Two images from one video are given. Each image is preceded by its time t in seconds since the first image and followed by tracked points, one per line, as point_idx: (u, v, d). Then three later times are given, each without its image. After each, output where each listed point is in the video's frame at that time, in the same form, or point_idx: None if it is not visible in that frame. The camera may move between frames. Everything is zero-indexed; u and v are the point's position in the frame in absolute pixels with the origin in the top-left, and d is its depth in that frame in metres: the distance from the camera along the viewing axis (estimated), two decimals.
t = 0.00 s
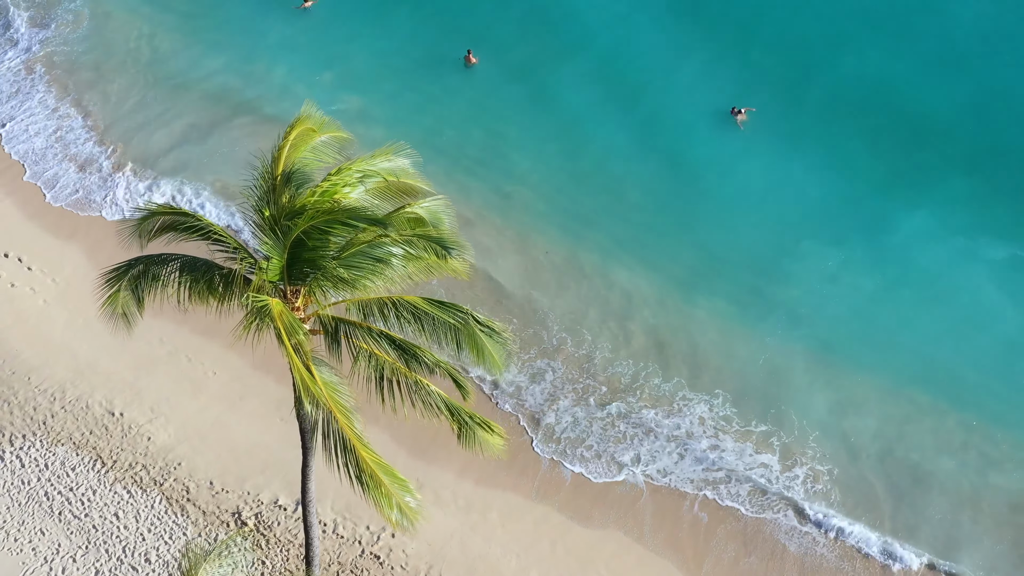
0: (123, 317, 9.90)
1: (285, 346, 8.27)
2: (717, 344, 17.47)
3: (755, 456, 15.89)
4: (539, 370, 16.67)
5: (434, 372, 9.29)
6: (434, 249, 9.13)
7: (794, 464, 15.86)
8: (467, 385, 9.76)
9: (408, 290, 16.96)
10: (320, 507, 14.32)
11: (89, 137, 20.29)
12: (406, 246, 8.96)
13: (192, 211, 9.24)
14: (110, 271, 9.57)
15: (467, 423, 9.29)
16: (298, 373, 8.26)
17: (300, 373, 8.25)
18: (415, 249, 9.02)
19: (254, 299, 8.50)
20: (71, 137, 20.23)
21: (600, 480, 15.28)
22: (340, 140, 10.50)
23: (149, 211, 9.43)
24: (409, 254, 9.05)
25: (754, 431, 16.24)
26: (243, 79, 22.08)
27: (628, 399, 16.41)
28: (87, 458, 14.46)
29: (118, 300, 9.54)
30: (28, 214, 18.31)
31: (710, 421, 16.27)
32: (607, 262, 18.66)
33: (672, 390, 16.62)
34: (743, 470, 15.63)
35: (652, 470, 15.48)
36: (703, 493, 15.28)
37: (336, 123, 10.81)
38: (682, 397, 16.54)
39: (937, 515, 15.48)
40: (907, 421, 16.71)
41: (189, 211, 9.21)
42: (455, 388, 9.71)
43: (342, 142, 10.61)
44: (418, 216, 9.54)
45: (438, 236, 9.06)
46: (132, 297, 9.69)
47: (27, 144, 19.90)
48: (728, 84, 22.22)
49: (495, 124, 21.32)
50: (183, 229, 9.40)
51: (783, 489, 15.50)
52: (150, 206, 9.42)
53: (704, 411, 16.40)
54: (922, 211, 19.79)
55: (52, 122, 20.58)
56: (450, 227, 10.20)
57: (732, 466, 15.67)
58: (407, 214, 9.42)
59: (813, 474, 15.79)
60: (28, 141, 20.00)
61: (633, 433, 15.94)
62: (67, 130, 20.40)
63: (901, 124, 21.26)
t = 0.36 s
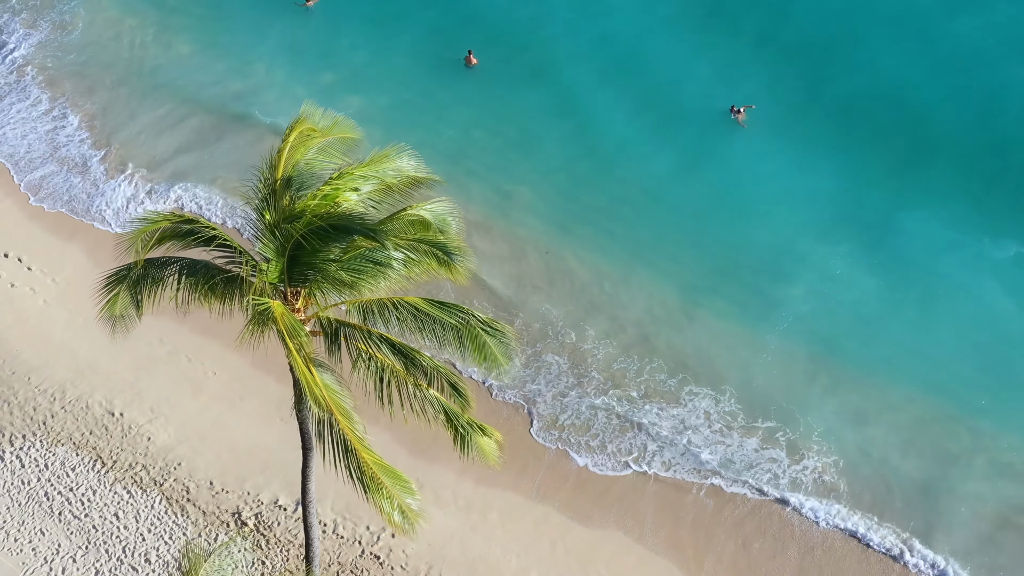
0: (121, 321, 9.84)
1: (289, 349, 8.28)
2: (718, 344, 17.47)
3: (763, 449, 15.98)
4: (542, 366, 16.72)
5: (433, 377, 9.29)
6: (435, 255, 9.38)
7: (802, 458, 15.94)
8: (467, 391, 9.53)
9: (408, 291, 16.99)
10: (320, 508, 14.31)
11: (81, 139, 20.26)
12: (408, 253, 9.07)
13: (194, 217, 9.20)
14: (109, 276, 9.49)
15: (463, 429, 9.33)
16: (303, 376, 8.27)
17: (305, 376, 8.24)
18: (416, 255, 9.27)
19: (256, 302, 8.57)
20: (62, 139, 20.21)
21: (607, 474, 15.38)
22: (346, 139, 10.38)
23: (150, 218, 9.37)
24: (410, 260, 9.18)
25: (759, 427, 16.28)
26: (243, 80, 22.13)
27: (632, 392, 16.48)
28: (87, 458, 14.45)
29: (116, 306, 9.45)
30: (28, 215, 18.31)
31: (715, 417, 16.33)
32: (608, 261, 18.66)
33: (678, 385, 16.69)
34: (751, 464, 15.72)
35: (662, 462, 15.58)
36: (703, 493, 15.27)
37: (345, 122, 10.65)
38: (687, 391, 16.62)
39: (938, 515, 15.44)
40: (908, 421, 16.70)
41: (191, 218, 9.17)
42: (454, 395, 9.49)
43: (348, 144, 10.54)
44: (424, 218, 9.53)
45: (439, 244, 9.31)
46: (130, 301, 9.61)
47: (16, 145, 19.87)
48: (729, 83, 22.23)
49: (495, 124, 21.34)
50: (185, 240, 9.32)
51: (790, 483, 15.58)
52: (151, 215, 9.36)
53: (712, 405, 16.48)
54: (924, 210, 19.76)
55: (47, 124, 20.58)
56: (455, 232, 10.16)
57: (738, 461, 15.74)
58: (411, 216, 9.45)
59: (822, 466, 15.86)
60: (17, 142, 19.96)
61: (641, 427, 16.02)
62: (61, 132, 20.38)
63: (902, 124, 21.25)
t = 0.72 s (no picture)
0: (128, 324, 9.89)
1: (290, 355, 8.33)
2: (718, 344, 17.46)
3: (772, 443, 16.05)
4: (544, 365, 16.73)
5: (428, 383, 9.12)
6: (435, 264, 9.26)
7: (809, 454, 15.96)
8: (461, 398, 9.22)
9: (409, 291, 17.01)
10: (320, 509, 14.32)
11: (77, 142, 20.25)
12: (409, 258, 9.10)
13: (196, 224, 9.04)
14: (113, 281, 9.52)
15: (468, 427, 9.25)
16: (305, 380, 8.30)
17: (308, 382, 8.27)
18: (417, 262, 9.18)
19: (257, 305, 8.62)
20: (59, 141, 20.20)
21: (616, 466, 15.49)
22: (352, 146, 10.34)
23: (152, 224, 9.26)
24: (411, 266, 9.18)
25: (764, 423, 16.32)
26: (244, 82, 22.21)
27: (639, 387, 16.56)
28: (87, 460, 14.46)
29: (120, 310, 9.48)
30: (28, 216, 18.31)
31: (720, 414, 16.36)
32: (608, 262, 18.66)
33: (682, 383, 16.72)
34: (759, 459, 15.77)
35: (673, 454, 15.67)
36: (703, 494, 15.26)
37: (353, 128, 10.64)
38: (694, 386, 16.71)
39: (938, 516, 15.44)
40: (908, 421, 16.70)
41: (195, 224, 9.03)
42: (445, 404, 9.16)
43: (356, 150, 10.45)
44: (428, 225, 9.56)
45: (439, 253, 9.18)
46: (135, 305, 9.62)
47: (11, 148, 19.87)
48: (730, 83, 22.22)
49: (496, 125, 21.34)
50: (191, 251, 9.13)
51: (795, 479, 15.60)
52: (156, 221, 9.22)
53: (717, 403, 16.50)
54: (924, 211, 19.76)
55: (46, 126, 20.59)
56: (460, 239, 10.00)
57: (746, 456, 15.78)
58: (414, 222, 9.48)
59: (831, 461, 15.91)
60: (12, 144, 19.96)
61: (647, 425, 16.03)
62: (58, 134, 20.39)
63: (903, 124, 21.26)
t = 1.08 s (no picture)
0: (129, 328, 9.69)
1: (289, 356, 8.32)
2: (719, 345, 17.45)
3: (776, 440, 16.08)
4: (544, 364, 16.73)
5: (424, 387, 9.10)
6: (435, 266, 9.24)
7: (815, 450, 16.02)
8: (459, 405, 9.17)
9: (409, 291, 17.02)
10: (320, 508, 14.32)
11: (73, 141, 20.28)
12: (407, 261, 8.99)
13: (203, 227, 9.00)
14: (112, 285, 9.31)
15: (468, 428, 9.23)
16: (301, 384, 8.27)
17: (304, 383, 8.25)
18: (417, 264, 9.10)
19: (257, 305, 8.66)
20: (54, 140, 20.24)
21: (624, 457, 15.61)
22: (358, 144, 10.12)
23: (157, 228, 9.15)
24: (410, 268, 9.07)
25: (770, 417, 16.41)
26: (245, 84, 22.26)
27: (646, 376, 16.73)
28: (87, 459, 14.45)
29: (119, 314, 9.26)
30: (28, 216, 18.32)
31: (721, 413, 16.36)
32: (608, 262, 18.67)
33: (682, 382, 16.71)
34: (766, 455, 15.84)
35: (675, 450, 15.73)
36: (703, 493, 15.27)
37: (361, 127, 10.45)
38: (700, 377, 16.83)
39: (938, 516, 15.43)
40: (909, 421, 16.70)
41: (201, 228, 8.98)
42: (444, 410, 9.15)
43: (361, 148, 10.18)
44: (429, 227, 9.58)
45: (439, 256, 9.12)
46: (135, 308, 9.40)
47: (10, 148, 19.87)
48: (730, 84, 22.24)
49: (496, 127, 21.35)
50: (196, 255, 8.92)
51: (797, 478, 15.60)
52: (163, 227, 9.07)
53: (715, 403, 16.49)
54: (924, 211, 19.78)
55: (44, 126, 20.61)
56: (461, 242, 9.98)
57: (751, 451, 15.85)
58: (416, 225, 9.47)
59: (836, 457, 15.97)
60: (10, 145, 19.96)
61: (644, 428, 15.96)
62: (55, 135, 20.39)
63: (903, 125, 21.27)
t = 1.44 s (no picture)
0: (125, 328, 9.64)
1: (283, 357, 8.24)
2: (719, 344, 17.45)
3: (777, 439, 16.09)
4: (546, 362, 16.77)
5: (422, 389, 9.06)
6: (434, 270, 9.24)
7: (818, 447, 16.05)
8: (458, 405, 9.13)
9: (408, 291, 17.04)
10: (320, 508, 14.34)
11: (73, 140, 20.32)
12: (405, 263, 9.04)
13: (208, 228, 9.02)
14: (112, 284, 9.28)
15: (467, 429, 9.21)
16: (295, 385, 8.14)
17: (298, 386, 8.13)
18: (415, 267, 9.13)
19: (256, 305, 8.64)
20: (53, 139, 20.29)
21: (632, 449, 15.75)
22: (360, 145, 10.10)
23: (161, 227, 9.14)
24: (409, 271, 9.12)
25: (775, 413, 16.47)
26: (244, 84, 22.27)
27: (652, 366, 16.87)
28: (87, 459, 14.46)
29: (117, 314, 9.22)
30: (28, 217, 18.33)
31: (723, 410, 16.41)
32: (608, 262, 18.67)
33: (684, 382, 16.72)
34: (769, 452, 15.90)
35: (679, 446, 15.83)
36: (703, 494, 15.27)
37: (364, 127, 10.43)
38: (705, 370, 16.94)
39: (938, 516, 15.41)
40: (910, 420, 16.67)
41: (207, 228, 9.03)
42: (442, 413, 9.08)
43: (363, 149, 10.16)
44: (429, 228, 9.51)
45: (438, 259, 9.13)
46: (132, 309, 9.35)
47: (9, 148, 19.88)
48: (729, 85, 22.26)
49: (496, 127, 21.36)
50: (200, 256, 8.89)
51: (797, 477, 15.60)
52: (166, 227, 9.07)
53: (715, 404, 16.48)
54: (925, 210, 19.77)
55: (44, 126, 20.64)
56: (461, 244, 9.95)
57: (756, 447, 15.93)
58: (416, 226, 9.41)
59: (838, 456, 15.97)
60: (10, 145, 19.97)
61: (645, 427, 16.01)
62: (55, 134, 20.44)
63: (904, 124, 21.24)
